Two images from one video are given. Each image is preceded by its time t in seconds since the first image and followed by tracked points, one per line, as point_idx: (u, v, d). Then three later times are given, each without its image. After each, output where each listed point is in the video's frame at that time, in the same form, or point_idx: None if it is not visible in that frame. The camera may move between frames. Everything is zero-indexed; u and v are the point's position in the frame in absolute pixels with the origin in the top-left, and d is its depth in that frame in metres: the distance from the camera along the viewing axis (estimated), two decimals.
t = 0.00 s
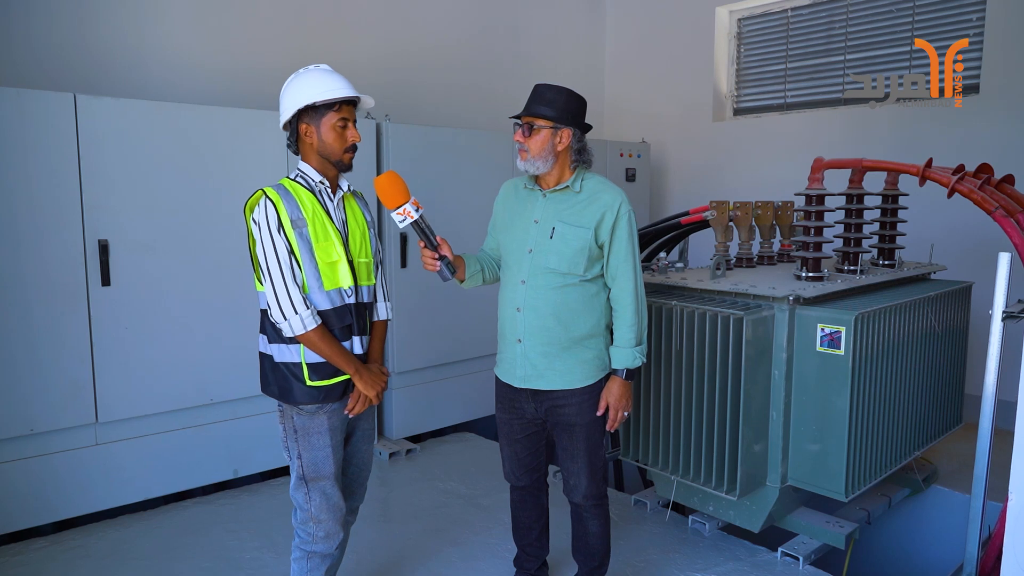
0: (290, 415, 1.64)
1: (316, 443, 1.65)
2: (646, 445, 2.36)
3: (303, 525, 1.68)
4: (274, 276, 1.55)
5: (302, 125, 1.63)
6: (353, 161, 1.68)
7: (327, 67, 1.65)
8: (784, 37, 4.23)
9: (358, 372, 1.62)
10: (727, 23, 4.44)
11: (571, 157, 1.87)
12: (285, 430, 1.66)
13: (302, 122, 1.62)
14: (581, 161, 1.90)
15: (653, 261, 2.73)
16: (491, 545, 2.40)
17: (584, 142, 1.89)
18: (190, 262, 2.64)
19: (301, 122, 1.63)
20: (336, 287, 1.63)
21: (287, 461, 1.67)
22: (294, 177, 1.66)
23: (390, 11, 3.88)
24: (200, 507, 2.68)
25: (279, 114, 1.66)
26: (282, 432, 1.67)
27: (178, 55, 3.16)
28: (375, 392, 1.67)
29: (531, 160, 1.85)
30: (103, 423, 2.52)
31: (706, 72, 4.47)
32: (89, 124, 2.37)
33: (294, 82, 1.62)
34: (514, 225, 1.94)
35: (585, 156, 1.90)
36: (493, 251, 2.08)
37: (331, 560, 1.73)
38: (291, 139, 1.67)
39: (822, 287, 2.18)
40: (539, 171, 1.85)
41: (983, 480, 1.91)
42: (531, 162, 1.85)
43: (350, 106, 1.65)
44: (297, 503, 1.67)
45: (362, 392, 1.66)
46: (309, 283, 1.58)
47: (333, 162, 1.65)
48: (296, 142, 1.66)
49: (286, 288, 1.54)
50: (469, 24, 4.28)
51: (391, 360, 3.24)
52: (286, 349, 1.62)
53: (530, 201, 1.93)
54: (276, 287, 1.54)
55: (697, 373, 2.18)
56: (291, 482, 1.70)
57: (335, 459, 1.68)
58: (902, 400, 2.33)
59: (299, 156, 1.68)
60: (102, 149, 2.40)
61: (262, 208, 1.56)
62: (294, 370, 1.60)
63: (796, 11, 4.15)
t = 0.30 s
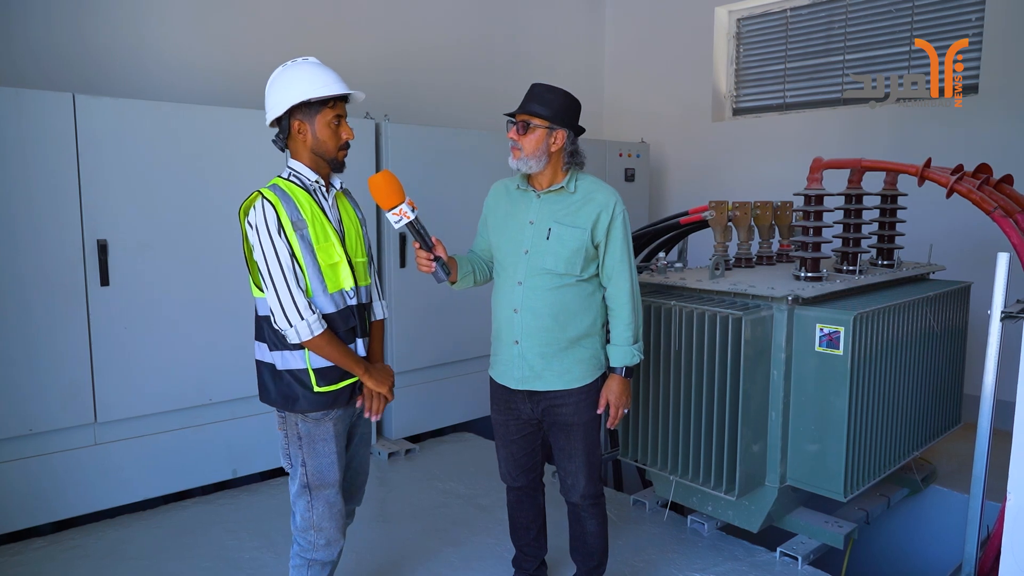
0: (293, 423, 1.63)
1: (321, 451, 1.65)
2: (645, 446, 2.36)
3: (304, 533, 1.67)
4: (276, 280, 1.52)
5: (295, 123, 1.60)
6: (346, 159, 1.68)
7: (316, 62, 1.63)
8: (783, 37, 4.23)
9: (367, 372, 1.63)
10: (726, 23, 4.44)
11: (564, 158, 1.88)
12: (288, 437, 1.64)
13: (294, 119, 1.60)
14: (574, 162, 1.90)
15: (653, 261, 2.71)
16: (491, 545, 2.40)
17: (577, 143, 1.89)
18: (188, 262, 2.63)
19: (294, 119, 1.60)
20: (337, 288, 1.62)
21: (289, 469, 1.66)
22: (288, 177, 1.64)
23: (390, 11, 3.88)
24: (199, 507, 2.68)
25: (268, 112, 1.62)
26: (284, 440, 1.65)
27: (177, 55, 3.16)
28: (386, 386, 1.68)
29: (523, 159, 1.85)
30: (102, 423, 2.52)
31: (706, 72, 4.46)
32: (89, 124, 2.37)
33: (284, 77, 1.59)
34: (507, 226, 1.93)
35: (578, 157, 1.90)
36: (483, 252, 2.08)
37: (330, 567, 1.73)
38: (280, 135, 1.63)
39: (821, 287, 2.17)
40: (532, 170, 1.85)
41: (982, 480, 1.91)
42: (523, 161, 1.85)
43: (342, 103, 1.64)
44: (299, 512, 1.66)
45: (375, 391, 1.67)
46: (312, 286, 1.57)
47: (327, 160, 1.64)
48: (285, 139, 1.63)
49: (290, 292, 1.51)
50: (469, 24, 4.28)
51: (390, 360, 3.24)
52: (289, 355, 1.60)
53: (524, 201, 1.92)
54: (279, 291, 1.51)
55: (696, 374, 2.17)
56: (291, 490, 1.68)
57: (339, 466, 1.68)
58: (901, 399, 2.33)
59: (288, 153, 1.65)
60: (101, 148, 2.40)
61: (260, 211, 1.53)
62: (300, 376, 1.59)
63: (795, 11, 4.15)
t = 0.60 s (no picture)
0: (294, 429, 1.61)
1: (323, 457, 1.64)
2: (645, 446, 2.36)
3: (303, 539, 1.66)
4: (276, 287, 1.50)
5: (293, 120, 1.58)
6: (342, 160, 1.67)
7: (313, 58, 1.62)
8: (783, 37, 4.23)
9: (368, 376, 1.63)
10: (726, 23, 4.44)
11: (564, 159, 1.88)
12: (287, 443, 1.63)
13: (292, 117, 1.58)
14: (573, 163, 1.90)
15: (653, 261, 2.70)
16: (491, 545, 2.40)
17: (576, 144, 1.90)
18: (188, 262, 2.63)
19: (291, 117, 1.58)
20: (337, 292, 1.62)
21: (289, 475, 1.65)
22: (282, 177, 1.61)
23: (390, 11, 3.88)
24: (199, 507, 2.68)
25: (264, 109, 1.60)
26: (283, 446, 1.63)
27: (177, 54, 3.15)
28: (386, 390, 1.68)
29: (524, 158, 1.84)
30: (102, 423, 2.52)
31: (706, 72, 4.46)
32: (88, 123, 2.37)
33: (281, 73, 1.57)
34: (505, 225, 1.93)
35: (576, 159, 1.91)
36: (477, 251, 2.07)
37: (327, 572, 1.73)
38: (275, 133, 1.60)
39: (821, 287, 2.17)
40: (532, 169, 1.85)
41: (982, 480, 1.91)
42: (524, 160, 1.84)
43: (340, 101, 1.63)
44: (299, 518, 1.65)
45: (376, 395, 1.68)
46: (313, 290, 1.57)
47: (323, 160, 1.64)
48: (281, 136, 1.61)
49: (291, 300, 1.50)
50: (468, 24, 4.28)
51: (390, 360, 3.23)
52: (288, 360, 1.58)
53: (522, 201, 1.91)
54: (279, 298, 1.50)
55: (695, 374, 2.17)
56: (289, 497, 1.67)
57: (339, 472, 1.68)
58: (901, 399, 2.33)
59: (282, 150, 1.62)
60: (101, 148, 2.40)
61: (258, 214, 1.50)
62: (301, 383, 1.58)
63: (795, 10, 4.15)
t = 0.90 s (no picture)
0: (293, 436, 1.61)
1: (323, 463, 1.64)
2: (645, 445, 2.36)
3: (303, 545, 1.66)
4: (279, 293, 1.49)
5: (289, 116, 1.58)
6: (340, 156, 1.67)
7: (307, 50, 1.61)
8: (783, 37, 4.23)
9: (368, 383, 1.63)
10: (726, 23, 4.44)
11: (566, 159, 1.88)
12: (286, 450, 1.62)
13: (289, 112, 1.57)
14: (574, 164, 1.90)
15: (653, 261, 2.69)
16: (491, 545, 2.40)
17: (577, 144, 1.90)
18: (187, 261, 2.63)
19: (288, 113, 1.57)
20: (337, 296, 1.62)
21: (287, 483, 1.63)
22: (282, 177, 1.60)
23: (390, 11, 3.88)
24: (198, 507, 2.68)
25: (259, 107, 1.59)
26: (281, 453, 1.62)
27: (177, 54, 3.15)
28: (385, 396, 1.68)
29: (527, 157, 1.83)
30: (101, 423, 2.52)
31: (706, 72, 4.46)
32: (88, 123, 2.37)
33: (277, 68, 1.56)
34: (504, 225, 1.92)
35: (577, 158, 1.91)
36: (475, 251, 2.07)
37: None
38: (271, 129, 1.61)
39: (822, 287, 2.17)
40: (534, 168, 1.84)
41: (983, 480, 1.91)
42: (527, 159, 1.83)
43: (336, 96, 1.63)
44: (298, 524, 1.65)
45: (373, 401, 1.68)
46: (315, 295, 1.56)
47: (321, 156, 1.63)
48: (276, 133, 1.61)
49: (294, 306, 1.48)
50: (469, 23, 4.28)
51: (390, 360, 3.23)
52: (287, 366, 1.57)
53: (522, 200, 1.90)
54: (281, 303, 1.48)
55: (695, 374, 2.17)
56: (287, 503, 1.66)
57: (339, 478, 1.68)
58: (902, 399, 2.33)
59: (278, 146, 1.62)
60: (101, 148, 2.40)
61: (260, 217, 1.49)
62: (300, 390, 1.57)
63: (795, 10, 4.15)
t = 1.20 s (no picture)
0: (292, 440, 1.60)
1: (322, 467, 1.64)
2: (646, 445, 2.36)
3: (302, 550, 1.66)
4: (279, 295, 1.48)
5: (293, 116, 1.57)
6: (341, 155, 1.67)
7: (306, 48, 1.61)
8: (783, 37, 4.22)
9: (366, 387, 1.62)
10: (726, 23, 4.43)
11: (568, 159, 1.88)
12: (285, 454, 1.61)
13: (292, 112, 1.57)
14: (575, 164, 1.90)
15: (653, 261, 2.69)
16: (491, 546, 2.40)
17: (578, 144, 1.90)
18: (187, 261, 2.63)
19: (292, 112, 1.57)
20: (337, 298, 1.62)
21: (286, 487, 1.63)
22: (282, 177, 1.59)
23: (390, 11, 3.88)
24: (198, 507, 2.68)
25: (260, 106, 1.57)
26: (280, 457, 1.62)
27: (177, 54, 3.16)
28: (382, 401, 1.67)
29: (529, 159, 1.83)
30: (101, 423, 2.52)
31: (706, 72, 4.46)
32: (88, 123, 2.37)
33: (277, 67, 1.56)
34: (503, 224, 1.92)
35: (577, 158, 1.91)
36: (474, 251, 2.06)
37: None
38: (273, 131, 1.59)
39: (823, 287, 2.16)
40: (536, 170, 1.84)
41: (984, 480, 1.90)
42: (529, 160, 1.83)
43: (338, 94, 1.63)
44: (297, 529, 1.64)
45: (370, 406, 1.67)
46: (315, 298, 1.56)
47: (322, 155, 1.63)
48: (279, 134, 1.60)
49: (294, 308, 1.48)
50: (469, 23, 4.28)
51: (390, 360, 3.23)
52: (285, 369, 1.57)
53: (522, 200, 1.90)
54: (281, 307, 1.48)
55: (695, 373, 2.17)
56: (286, 508, 1.66)
57: (338, 482, 1.68)
58: (903, 399, 2.32)
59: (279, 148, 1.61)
60: (101, 148, 2.40)
61: (260, 218, 1.48)
62: (298, 393, 1.56)
63: (795, 10, 4.15)
